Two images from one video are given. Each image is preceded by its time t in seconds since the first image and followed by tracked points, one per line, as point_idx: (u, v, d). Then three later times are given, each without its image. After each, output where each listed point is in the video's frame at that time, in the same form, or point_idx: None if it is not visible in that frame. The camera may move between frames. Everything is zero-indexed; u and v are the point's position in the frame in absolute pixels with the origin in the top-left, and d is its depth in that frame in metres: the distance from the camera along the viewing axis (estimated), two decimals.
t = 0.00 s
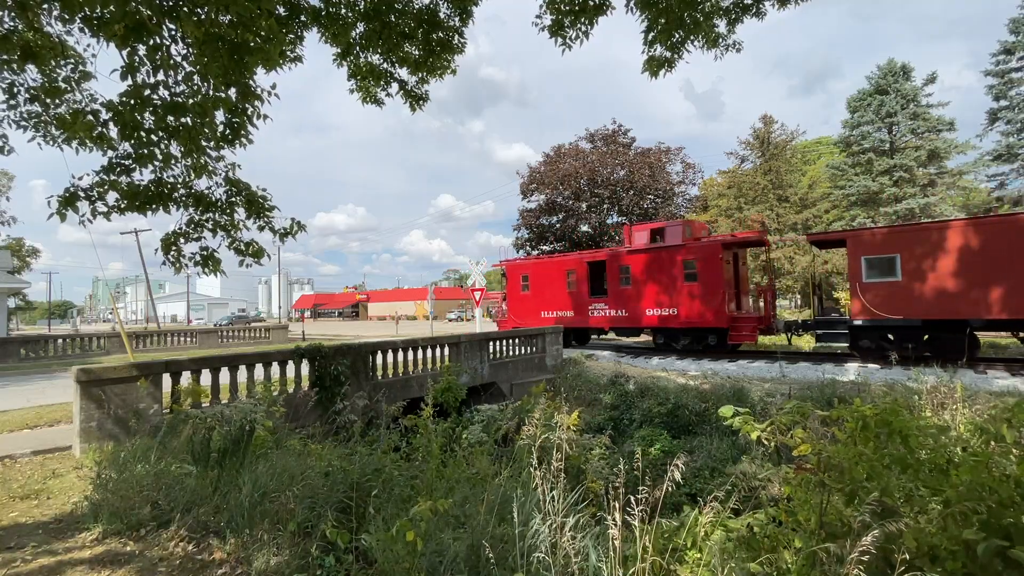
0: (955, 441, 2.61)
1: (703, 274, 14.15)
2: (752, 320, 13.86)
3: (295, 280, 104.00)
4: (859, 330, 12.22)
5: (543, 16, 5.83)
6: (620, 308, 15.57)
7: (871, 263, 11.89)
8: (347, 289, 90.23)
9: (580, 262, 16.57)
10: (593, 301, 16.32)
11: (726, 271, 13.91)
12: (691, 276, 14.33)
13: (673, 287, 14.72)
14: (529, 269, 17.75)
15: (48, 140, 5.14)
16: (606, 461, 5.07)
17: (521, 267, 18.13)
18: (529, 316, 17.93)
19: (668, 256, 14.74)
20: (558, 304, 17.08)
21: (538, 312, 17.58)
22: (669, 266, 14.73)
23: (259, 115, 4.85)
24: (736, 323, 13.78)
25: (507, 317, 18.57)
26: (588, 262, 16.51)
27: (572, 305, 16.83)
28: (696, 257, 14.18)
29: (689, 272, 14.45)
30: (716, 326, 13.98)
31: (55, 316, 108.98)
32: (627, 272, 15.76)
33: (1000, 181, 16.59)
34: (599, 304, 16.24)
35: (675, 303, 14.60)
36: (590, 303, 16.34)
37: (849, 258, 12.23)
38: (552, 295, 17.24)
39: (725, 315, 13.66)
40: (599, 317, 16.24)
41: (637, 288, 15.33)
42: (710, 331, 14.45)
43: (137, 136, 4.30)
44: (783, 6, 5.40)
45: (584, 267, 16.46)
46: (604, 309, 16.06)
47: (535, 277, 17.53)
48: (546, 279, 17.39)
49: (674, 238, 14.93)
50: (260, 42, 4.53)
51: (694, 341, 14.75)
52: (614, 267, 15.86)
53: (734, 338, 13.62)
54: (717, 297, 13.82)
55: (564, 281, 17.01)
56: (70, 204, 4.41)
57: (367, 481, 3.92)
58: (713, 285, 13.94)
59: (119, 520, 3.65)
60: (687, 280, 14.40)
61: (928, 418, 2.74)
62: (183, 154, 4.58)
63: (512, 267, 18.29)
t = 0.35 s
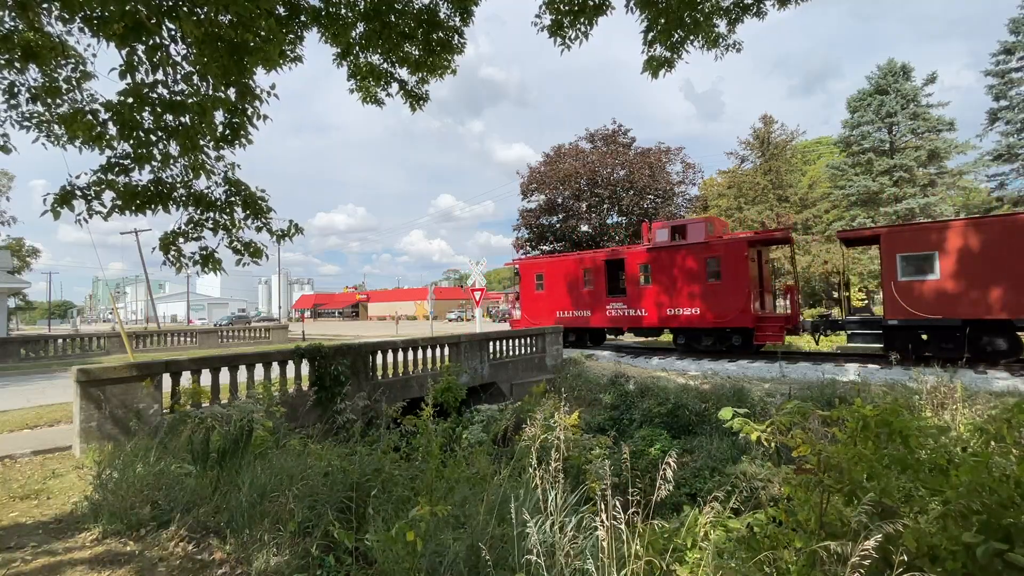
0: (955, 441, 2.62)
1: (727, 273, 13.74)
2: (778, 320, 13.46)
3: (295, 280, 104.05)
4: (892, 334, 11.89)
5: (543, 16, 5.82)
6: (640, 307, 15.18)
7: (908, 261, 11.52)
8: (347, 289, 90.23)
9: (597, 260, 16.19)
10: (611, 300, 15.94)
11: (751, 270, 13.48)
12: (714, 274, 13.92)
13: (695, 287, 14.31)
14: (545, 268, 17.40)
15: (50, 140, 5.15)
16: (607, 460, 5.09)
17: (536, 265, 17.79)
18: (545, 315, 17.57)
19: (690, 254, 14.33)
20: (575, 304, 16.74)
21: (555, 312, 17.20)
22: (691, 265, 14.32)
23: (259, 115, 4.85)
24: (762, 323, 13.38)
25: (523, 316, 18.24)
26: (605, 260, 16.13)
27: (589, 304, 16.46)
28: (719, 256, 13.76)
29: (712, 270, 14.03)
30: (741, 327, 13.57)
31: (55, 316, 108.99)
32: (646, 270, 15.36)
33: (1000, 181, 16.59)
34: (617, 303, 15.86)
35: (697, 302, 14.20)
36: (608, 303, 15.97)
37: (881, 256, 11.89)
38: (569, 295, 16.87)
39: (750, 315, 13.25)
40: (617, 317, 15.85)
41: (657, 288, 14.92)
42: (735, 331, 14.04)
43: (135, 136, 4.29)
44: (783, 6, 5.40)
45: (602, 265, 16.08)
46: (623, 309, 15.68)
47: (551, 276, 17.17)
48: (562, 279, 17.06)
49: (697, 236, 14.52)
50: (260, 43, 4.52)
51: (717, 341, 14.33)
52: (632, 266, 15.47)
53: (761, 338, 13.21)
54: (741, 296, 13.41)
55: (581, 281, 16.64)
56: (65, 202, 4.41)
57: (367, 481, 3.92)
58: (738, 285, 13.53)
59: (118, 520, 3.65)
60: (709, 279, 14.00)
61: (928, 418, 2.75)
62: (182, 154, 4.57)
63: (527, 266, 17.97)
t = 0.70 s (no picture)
0: (955, 441, 2.61)
1: (752, 272, 13.38)
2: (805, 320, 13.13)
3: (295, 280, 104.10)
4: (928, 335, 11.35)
5: (543, 16, 5.82)
6: (660, 307, 14.81)
7: (953, 259, 10.99)
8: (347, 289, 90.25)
9: (615, 259, 15.81)
10: (629, 299, 15.57)
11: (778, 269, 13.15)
12: (738, 273, 13.56)
13: (719, 286, 13.96)
14: (560, 266, 17.00)
15: (49, 139, 5.15)
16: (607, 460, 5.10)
17: (551, 263, 17.37)
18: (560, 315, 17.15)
19: (713, 252, 13.96)
20: (591, 303, 16.36)
21: (570, 311, 16.80)
22: (714, 263, 13.95)
23: (258, 115, 4.86)
24: (788, 323, 13.07)
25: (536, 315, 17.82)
26: (624, 259, 15.75)
27: (606, 303, 16.08)
28: (745, 254, 13.41)
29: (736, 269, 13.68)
30: (767, 327, 13.23)
31: (55, 316, 109.00)
32: (666, 269, 15.01)
33: (1000, 181, 16.59)
34: (635, 302, 15.49)
35: (721, 302, 13.83)
36: (626, 302, 15.59)
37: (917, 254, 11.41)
38: (585, 294, 16.49)
39: (778, 314, 12.91)
40: (636, 317, 15.48)
41: (678, 287, 14.56)
42: (759, 331, 13.72)
43: (134, 135, 4.30)
44: (783, 6, 5.39)
45: (620, 264, 15.71)
46: (641, 309, 15.32)
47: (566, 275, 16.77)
48: (578, 277, 16.67)
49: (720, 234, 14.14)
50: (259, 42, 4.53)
51: (741, 342, 13.99)
52: (651, 264, 15.13)
53: (788, 338, 12.89)
54: (768, 296, 13.06)
55: (597, 279, 16.26)
56: (58, 198, 4.41)
57: (367, 481, 3.93)
58: (763, 284, 13.19)
59: (119, 520, 3.65)
60: (733, 278, 13.64)
61: (928, 417, 2.75)
62: (181, 154, 4.58)
63: (540, 264, 17.55)
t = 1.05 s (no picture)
0: (956, 441, 2.60)
1: (780, 270, 13.02)
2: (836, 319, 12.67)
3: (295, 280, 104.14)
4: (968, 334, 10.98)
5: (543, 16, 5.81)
6: (682, 306, 14.43)
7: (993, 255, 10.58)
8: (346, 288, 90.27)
9: (634, 257, 15.45)
10: (649, 299, 15.18)
11: (806, 267, 12.80)
12: (766, 272, 13.18)
13: (744, 285, 13.59)
14: (576, 265, 16.63)
15: (46, 139, 5.14)
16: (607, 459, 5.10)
17: (567, 262, 16.99)
18: (576, 314, 16.75)
19: (739, 250, 13.59)
20: (610, 303, 15.94)
21: (587, 310, 16.41)
22: (740, 262, 13.59)
23: (257, 115, 4.86)
24: (816, 323, 12.70)
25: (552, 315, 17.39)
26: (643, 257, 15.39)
27: (624, 303, 15.69)
28: (772, 251, 13.04)
29: (763, 267, 13.31)
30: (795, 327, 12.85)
31: (55, 316, 108.96)
32: (688, 267, 14.66)
33: (1000, 181, 16.59)
34: (656, 302, 15.11)
35: (747, 301, 13.45)
36: (645, 301, 15.22)
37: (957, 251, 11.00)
38: (603, 293, 16.10)
39: (807, 314, 12.54)
40: (656, 316, 15.11)
41: (701, 286, 14.18)
42: (786, 332, 13.31)
43: (133, 135, 4.30)
44: (783, 6, 5.39)
45: (639, 262, 15.35)
46: (662, 308, 14.95)
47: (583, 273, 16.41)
48: (595, 277, 16.27)
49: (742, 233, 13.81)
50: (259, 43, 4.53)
51: (767, 342, 13.57)
52: (673, 263, 14.77)
53: (817, 339, 12.48)
54: (797, 295, 12.66)
55: (616, 278, 15.88)
56: (58, 198, 4.40)
57: (367, 481, 3.93)
58: (791, 283, 12.83)
59: (119, 520, 3.65)
60: (760, 277, 13.26)
61: (928, 418, 2.73)
62: (180, 154, 4.58)
63: (555, 263, 17.12)
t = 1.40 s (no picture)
0: (956, 441, 2.60)
1: (807, 268, 12.71)
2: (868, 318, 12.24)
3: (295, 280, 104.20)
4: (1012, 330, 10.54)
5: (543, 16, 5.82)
6: (705, 305, 14.08)
7: None
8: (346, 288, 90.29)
9: (654, 255, 15.09)
10: (670, 298, 14.83)
11: (836, 265, 12.49)
12: (793, 270, 12.87)
13: (769, 283, 13.26)
14: (593, 263, 16.23)
15: (45, 139, 5.15)
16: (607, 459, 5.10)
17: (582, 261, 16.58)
18: (593, 314, 16.32)
19: (764, 248, 13.27)
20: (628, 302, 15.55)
21: (605, 310, 16.01)
22: (766, 260, 13.25)
23: (257, 115, 4.87)
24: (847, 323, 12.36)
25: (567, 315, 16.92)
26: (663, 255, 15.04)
27: (644, 302, 15.31)
28: (800, 249, 12.75)
29: (789, 265, 13.00)
30: (824, 327, 12.52)
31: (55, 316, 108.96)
32: (710, 266, 14.33)
33: (1000, 181, 16.58)
34: (677, 301, 14.75)
35: (773, 300, 13.11)
36: (666, 301, 14.86)
37: (998, 248, 10.64)
38: (621, 292, 15.71)
39: (837, 313, 12.22)
40: (677, 316, 14.75)
41: (725, 284, 13.84)
42: (814, 332, 12.96)
43: (132, 135, 4.30)
44: (783, 6, 5.39)
45: (659, 260, 15.00)
46: (683, 307, 14.59)
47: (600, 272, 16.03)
48: (613, 275, 15.88)
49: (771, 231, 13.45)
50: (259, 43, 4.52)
51: (795, 343, 13.21)
52: (695, 261, 14.43)
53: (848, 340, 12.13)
54: (827, 293, 12.35)
55: (634, 277, 15.52)
56: (58, 198, 4.40)
57: (367, 481, 3.93)
58: (821, 281, 12.52)
59: (119, 520, 3.65)
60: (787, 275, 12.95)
61: (928, 418, 2.73)
62: (180, 154, 4.57)
63: (571, 260, 16.71)
